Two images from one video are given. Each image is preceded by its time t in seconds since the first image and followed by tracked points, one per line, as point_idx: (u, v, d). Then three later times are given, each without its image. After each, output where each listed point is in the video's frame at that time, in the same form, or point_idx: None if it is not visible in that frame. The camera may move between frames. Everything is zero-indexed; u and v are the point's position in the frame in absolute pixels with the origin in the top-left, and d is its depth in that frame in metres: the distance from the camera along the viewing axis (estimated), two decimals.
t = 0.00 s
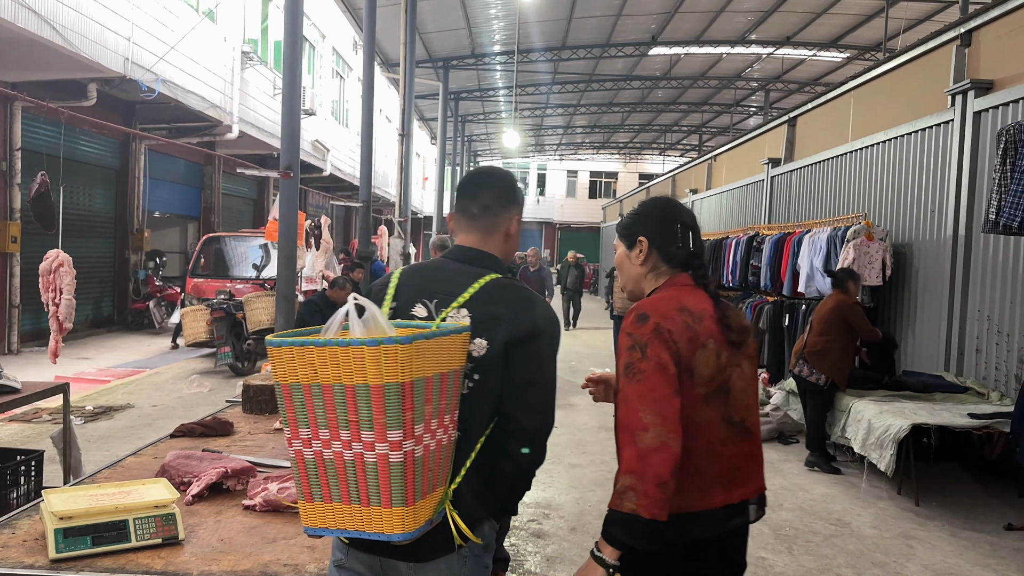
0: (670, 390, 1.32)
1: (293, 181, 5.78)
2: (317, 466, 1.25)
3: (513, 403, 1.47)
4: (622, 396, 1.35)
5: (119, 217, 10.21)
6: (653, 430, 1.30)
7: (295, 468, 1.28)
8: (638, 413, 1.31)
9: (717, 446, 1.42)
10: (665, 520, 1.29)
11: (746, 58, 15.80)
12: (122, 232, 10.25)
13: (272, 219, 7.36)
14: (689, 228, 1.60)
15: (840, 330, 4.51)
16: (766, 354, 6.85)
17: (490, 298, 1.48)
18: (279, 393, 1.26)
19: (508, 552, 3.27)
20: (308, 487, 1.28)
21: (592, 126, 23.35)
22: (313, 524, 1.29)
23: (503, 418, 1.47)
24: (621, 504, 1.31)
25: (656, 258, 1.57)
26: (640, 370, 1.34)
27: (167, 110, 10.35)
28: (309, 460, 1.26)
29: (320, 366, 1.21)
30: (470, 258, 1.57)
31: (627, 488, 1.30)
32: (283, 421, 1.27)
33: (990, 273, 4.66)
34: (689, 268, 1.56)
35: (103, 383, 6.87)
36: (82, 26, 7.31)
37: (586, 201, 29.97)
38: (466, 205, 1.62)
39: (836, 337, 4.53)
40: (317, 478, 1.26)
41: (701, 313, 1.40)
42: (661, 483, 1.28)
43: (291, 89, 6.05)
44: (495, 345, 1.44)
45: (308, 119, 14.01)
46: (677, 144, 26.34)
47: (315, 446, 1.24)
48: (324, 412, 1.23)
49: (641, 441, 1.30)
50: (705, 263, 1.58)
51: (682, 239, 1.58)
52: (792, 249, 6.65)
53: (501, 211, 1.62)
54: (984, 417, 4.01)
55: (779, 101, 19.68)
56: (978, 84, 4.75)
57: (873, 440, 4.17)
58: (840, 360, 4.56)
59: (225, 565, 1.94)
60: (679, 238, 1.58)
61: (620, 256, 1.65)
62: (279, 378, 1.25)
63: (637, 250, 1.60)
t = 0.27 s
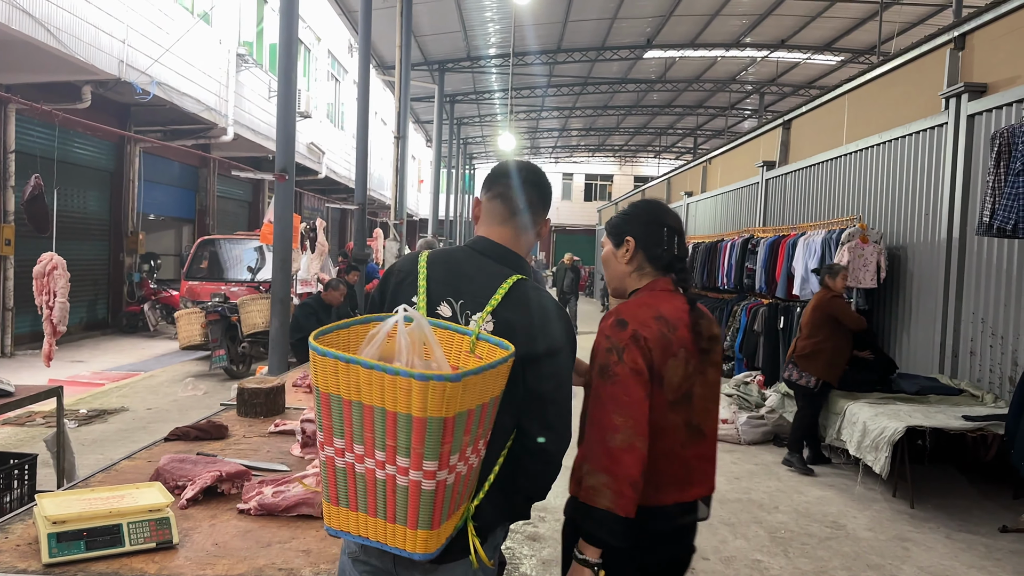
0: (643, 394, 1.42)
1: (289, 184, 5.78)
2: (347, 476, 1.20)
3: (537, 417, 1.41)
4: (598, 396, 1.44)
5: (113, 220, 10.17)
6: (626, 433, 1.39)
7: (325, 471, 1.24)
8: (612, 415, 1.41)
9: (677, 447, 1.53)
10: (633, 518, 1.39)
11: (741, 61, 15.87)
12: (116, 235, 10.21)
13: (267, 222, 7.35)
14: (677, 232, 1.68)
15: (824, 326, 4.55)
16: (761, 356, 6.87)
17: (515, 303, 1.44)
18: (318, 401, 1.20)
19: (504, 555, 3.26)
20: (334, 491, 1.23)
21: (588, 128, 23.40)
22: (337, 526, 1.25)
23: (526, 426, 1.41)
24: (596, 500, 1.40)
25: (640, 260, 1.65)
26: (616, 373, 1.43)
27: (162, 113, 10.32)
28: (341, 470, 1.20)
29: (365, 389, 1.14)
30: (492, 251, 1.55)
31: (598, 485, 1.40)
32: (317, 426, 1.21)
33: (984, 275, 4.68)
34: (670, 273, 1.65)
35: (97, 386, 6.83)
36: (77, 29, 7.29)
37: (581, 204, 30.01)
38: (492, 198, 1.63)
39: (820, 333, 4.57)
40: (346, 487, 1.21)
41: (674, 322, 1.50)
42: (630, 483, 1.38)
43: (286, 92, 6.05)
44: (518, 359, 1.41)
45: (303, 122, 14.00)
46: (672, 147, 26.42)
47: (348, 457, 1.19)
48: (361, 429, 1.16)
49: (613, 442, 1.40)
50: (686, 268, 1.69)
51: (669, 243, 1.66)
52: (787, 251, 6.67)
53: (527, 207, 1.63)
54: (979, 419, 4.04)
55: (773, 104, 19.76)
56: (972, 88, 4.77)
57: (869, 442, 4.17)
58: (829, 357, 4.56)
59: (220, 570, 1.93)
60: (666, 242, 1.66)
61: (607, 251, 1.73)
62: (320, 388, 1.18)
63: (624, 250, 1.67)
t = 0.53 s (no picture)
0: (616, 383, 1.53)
1: (285, 186, 5.77)
2: (350, 512, 1.14)
3: (542, 415, 1.39)
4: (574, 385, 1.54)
5: (109, 223, 10.13)
6: (600, 422, 1.49)
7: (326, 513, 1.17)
8: (587, 404, 1.51)
9: (646, 433, 1.65)
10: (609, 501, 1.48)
11: (737, 63, 15.91)
12: (113, 237, 10.18)
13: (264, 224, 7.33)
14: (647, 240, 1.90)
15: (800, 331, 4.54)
16: (758, 358, 6.88)
17: (500, 304, 1.41)
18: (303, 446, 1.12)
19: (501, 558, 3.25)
20: (340, 534, 1.16)
21: (585, 130, 23.41)
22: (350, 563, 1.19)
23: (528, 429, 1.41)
24: (574, 487, 1.48)
25: (616, 262, 1.85)
26: (588, 366, 1.54)
27: (158, 115, 10.29)
28: (341, 508, 1.13)
29: (349, 419, 1.08)
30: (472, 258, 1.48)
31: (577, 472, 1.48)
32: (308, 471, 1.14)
33: (980, 277, 4.68)
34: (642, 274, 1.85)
35: (93, 389, 6.81)
36: (73, 31, 7.27)
37: (578, 206, 30.03)
38: (448, 198, 1.53)
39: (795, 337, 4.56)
40: (353, 527, 1.15)
41: (642, 316, 1.64)
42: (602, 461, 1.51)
43: (283, 94, 6.03)
44: (509, 357, 1.39)
45: (300, 124, 13.98)
46: (669, 149, 26.45)
47: (348, 495, 1.12)
48: (357, 462, 1.10)
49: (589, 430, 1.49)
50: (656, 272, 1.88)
51: (642, 251, 1.87)
52: (784, 253, 6.68)
53: (491, 207, 1.56)
54: (976, 421, 4.03)
55: (770, 106, 19.81)
56: (968, 90, 4.78)
57: (866, 443, 4.18)
58: (810, 361, 4.51)
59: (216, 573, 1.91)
60: (639, 250, 1.87)
61: (582, 247, 1.89)
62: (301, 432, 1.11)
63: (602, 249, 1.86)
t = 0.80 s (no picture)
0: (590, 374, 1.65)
1: (283, 187, 5.77)
2: (407, 515, 1.08)
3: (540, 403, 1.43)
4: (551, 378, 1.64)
5: (106, 225, 10.10)
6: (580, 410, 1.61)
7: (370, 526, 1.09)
8: (565, 395, 1.62)
9: (623, 420, 1.75)
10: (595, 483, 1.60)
11: (735, 64, 15.93)
12: (110, 240, 10.16)
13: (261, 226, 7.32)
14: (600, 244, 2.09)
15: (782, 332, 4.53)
16: (756, 359, 6.88)
17: (472, 298, 1.46)
18: (348, 452, 1.05)
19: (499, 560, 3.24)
20: (387, 545, 1.09)
21: (583, 131, 23.42)
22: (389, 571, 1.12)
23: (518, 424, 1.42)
24: (562, 472, 1.59)
25: (576, 265, 2.04)
26: (565, 358, 1.65)
27: (156, 117, 10.28)
28: (396, 513, 1.07)
29: (409, 411, 1.04)
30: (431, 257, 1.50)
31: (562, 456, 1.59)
32: (352, 480, 1.07)
33: (978, 277, 4.69)
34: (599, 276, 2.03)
35: (91, 391, 6.79)
36: (70, 32, 7.25)
37: (576, 207, 30.04)
38: (389, 208, 1.55)
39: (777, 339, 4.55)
40: (405, 531, 1.08)
41: (609, 312, 1.77)
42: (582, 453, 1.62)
43: (280, 95, 6.02)
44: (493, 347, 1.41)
45: (297, 125, 13.96)
46: (667, 150, 26.48)
47: (403, 495, 1.06)
48: (414, 457, 1.06)
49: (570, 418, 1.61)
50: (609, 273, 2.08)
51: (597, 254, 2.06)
52: (782, 253, 6.68)
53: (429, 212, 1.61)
54: (974, 421, 4.03)
55: (768, 107, 19.84)
56: (966, 90, 4.79)
57: (864, 443, 4.18)
58: (794, 363, 4.47)
59: None
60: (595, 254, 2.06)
61: (545, 252, 2.05)
62: (347, 436, 1.04)
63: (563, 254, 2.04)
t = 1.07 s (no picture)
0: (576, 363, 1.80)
1: (283, 188, 5.78)
2: (516, 504, 1.06)
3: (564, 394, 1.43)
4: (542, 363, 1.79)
5: (107, 227, 10.11)
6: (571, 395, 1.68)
7: (452, 515, 1.06)
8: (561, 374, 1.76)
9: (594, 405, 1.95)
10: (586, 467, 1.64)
11: (735, 64, 15.95)
12: (110, 241, 10.17)
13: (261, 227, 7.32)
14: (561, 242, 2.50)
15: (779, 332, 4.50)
16: (756, 358, 6.88)
17: (482, 298, 1.50)
18: (448, 441, 1.02)
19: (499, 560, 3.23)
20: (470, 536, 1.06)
21: (582, 132, 23.43)
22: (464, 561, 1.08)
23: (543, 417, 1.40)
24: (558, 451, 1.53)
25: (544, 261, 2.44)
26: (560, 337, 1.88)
27: (156, 118, 10.27)
28: (508, 502, 1.05)
29: (518, 402, 1.02)
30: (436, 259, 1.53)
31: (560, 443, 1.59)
32: (447, 468, 1.03)
33: (978, 276, 4.68)
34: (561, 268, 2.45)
35: (91, 393, 6.79)
36: (69, 34, 7.25)
37: (576, 207, 30.05)
38: (390, 204, 1.56)
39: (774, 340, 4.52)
40: (490, 524, 1.05)
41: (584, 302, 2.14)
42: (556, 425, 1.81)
43: (280, 96, 6.02)
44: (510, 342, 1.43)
45: (297, 127, 13.97)
46: (666, 150, 26.49)
47: (491, 492, 1.03)
48: (514, 450, 1.03)
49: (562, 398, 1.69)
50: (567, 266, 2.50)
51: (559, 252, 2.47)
52: (782, 252, 6.68)
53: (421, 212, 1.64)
54: (974, 420, 4.03)
55: (767, 106, 19.86)
56: (965, 89, 4.79)
57: (864, 443, 4.18)
58: (789, 363, 4.45)
59: None
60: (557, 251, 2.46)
61: (514, 247, 2.44)
62: (454, 426, 1.01)
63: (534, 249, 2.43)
